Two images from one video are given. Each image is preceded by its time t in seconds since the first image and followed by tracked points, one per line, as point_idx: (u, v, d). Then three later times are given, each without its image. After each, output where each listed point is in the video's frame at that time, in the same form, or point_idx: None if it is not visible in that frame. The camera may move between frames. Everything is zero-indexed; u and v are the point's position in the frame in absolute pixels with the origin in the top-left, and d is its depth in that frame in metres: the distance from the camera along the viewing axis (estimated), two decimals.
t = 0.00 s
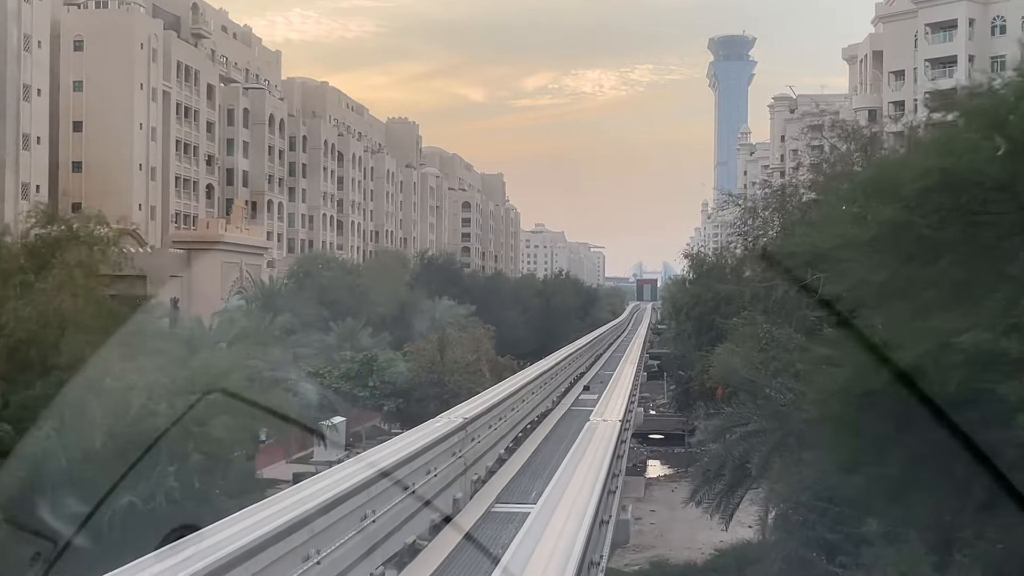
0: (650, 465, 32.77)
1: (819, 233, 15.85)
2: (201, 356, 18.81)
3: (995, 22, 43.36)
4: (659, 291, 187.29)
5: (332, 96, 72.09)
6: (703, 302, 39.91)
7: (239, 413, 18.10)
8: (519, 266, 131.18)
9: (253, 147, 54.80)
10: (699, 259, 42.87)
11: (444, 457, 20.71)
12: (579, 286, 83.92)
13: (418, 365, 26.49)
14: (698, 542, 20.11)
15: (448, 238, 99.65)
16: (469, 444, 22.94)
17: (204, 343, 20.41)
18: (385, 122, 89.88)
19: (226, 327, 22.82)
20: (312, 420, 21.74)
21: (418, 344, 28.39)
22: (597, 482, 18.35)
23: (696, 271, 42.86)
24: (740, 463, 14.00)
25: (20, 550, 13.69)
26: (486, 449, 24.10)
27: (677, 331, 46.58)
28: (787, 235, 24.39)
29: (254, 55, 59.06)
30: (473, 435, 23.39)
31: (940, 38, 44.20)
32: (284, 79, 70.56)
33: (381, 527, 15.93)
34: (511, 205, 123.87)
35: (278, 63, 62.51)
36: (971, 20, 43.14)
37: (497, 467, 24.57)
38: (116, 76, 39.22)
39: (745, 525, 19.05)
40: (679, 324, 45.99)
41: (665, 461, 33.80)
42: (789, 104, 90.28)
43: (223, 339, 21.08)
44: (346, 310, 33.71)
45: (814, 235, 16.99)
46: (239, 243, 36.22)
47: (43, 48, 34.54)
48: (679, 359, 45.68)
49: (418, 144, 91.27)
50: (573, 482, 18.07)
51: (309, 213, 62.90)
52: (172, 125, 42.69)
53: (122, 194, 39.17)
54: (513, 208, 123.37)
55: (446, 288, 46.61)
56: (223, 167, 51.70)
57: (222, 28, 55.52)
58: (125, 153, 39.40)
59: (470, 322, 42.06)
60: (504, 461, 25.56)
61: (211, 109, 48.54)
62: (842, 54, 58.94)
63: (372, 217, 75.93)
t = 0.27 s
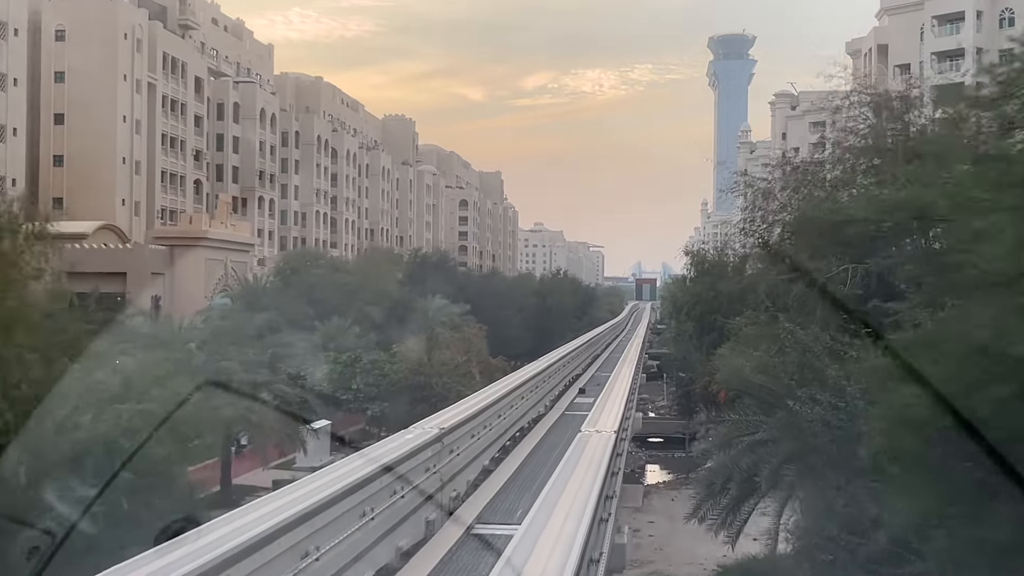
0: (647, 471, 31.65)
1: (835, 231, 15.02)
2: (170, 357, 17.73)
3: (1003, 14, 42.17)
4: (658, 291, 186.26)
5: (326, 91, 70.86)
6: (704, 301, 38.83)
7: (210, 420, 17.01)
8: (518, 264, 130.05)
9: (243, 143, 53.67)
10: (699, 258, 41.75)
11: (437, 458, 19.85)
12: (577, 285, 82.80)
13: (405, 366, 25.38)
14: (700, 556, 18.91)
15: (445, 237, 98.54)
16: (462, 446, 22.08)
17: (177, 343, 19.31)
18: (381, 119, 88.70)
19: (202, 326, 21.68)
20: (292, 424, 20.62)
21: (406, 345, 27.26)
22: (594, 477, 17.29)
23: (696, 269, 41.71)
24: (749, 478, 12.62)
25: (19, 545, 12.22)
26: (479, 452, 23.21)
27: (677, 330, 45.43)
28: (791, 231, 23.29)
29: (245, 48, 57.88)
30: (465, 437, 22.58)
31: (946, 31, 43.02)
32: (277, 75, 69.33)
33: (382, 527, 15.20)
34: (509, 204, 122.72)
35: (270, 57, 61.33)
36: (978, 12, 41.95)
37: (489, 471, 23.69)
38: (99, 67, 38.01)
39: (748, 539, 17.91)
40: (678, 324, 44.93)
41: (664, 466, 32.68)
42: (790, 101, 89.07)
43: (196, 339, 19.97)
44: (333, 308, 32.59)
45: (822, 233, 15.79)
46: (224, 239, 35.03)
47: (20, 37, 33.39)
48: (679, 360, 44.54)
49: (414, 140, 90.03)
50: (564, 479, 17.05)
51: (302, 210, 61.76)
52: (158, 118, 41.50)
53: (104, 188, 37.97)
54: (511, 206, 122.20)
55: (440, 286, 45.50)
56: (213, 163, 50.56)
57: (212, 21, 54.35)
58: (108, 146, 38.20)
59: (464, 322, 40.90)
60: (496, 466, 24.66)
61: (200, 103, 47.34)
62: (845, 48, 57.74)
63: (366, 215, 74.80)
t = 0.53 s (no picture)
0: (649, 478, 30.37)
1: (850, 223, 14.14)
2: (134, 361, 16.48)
3: (1014, 7, 40.98)
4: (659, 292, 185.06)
5: (322, 88, 69.66)
6: (707, 301, 37.70)
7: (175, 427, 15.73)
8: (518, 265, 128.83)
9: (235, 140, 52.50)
10: (703, 257, 40.60)
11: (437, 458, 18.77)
12: (577, 285, 81.61)
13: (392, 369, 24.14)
14: (704, 573, 17.71)
15: (444, 237, 97.32)
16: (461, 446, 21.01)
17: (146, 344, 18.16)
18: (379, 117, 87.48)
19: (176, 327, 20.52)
20: (269, 431, 19.46)
21: (395, 346, 26.10)
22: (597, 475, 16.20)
23: (699, 268, 40.54)
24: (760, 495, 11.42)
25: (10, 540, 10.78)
26: (476, 454, 22.11)
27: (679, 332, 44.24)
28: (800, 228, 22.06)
29: (238, 44, 56.66)
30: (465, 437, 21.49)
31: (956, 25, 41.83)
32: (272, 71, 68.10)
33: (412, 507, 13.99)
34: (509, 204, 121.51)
35: (264, 53, 60.11)
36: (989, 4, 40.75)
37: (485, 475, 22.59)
38: (82, 59, 36.70)
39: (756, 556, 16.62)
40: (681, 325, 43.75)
41: (666, 473, 31.40)
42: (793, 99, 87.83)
43: (166, 341, 18.74)
44: (322, 309, 31.37)
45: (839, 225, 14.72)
46: (210, 236, 33.72)
47: None
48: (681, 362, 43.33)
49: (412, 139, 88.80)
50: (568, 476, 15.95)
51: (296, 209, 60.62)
52: (145, 113, 40.20)
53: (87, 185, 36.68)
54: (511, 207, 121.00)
55: (435, 286, 44.28)
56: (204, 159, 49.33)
57: (204, 15, 53.15)
58: (92, 141, 36.88)
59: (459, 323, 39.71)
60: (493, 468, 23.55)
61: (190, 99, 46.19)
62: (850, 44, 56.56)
63: (363, 214, 73.59)
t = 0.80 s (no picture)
0: (651, 487, 29.15)
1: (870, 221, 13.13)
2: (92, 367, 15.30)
3: None
4: (661, 293, 184.00)
5: (317, 86, 68.48)
6: (710, 302, 36.50)
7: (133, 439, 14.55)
8: (518, 265, 127.65)
9: (227, 137, 51.38)
10: (705, 256, 39.39)
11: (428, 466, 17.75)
12: (577, 286, 80.44)
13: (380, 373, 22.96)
14: None
15: (442, 237, 96.20)
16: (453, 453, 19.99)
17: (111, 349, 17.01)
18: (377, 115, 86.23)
19: (148, 329, 19.36)
20: (246, 440, 18.31)
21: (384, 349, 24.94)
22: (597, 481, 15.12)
23: (702, 268, 39.37)
24: (776, 518, 10.21)
25: None
26: (468, 461, 20.81)
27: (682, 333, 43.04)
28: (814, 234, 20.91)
29: (230, 39, 55.46)
30: (457, 442, 20.47)
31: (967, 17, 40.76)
32: (267, 68, 66.94)
33: (412, 506, 13.43)
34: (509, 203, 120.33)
35: (257, 50, 58.95)
36: None
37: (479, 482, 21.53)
38: (64, 52, 35.41)
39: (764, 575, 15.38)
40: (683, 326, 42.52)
41: (668, 481, 30.21)
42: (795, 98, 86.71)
43: (133, 344, 17.55)
44: (309, 310, 30.17)
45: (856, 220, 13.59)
46: (197, 233, 32.37)
47: None
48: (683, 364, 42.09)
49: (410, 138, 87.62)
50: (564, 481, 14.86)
51: (290, 208, 59.46)
52: (131, 108, 38.96)
53: (69, 182, 35.41)
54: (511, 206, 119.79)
55: (430, 287, 43.06)
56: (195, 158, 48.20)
57: (194, 10, 52.03)
58: (74, 137, 35.60)
59: (454, 325, 38.52)
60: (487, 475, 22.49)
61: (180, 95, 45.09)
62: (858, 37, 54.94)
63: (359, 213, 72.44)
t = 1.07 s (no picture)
0: (654, 508, 27.92)
1: (886, 226, 12.36)
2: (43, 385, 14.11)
3: None
4: (662, 305, 182.81)
5: (314, 96, 67.54)
6: (715, 314, 35.39)
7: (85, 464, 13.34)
8: (518, 277, 126.46)
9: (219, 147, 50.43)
10: (712, 267, 38.25)
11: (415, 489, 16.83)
12: (579, 299, 79.20)
13: (366, 390, 21.78)
14: None
15: (441, 250, 95.11)
16: (443, 473, 19.07)
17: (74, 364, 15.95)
18: (375, 126, 85.27)
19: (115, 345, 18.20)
20: (220, 462, 17.19)
21: (373, 364, 23.82)
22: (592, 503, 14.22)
23: (706, 279, 38.26)
24: (795, 557, 9.07)
25: None
26: (454, 484, 19.69)
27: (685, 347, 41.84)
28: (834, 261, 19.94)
29: (224, 48, 54.55)
30: (446, 463, 19.57)
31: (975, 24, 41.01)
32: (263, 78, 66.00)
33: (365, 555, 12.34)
34: (509, 215, 119.27)
35: (252, 59, 58.07)
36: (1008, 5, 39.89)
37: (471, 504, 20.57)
38: (46, 58, 34.37)
39: None
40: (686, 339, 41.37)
41: (672, 502, 29.00)
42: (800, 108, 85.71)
43: (94, 360, 16.37)
44: (297, 323, 29.03)
45: (877, 221, 12.64)
46: (180, 244, 31.19)
47: None
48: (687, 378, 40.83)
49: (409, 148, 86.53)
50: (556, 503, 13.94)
51: (285, 219, 58.41)
52: (117, 116, 37.93)
53: (51, 191, 34.30)
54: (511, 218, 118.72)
55: (426, 299, 41.90)
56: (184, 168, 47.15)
57: (186, 18, 51.15)
58: (56, 145, 34.52)
59: (450, 338, 37.34)
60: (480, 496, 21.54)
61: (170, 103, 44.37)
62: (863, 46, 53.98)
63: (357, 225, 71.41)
